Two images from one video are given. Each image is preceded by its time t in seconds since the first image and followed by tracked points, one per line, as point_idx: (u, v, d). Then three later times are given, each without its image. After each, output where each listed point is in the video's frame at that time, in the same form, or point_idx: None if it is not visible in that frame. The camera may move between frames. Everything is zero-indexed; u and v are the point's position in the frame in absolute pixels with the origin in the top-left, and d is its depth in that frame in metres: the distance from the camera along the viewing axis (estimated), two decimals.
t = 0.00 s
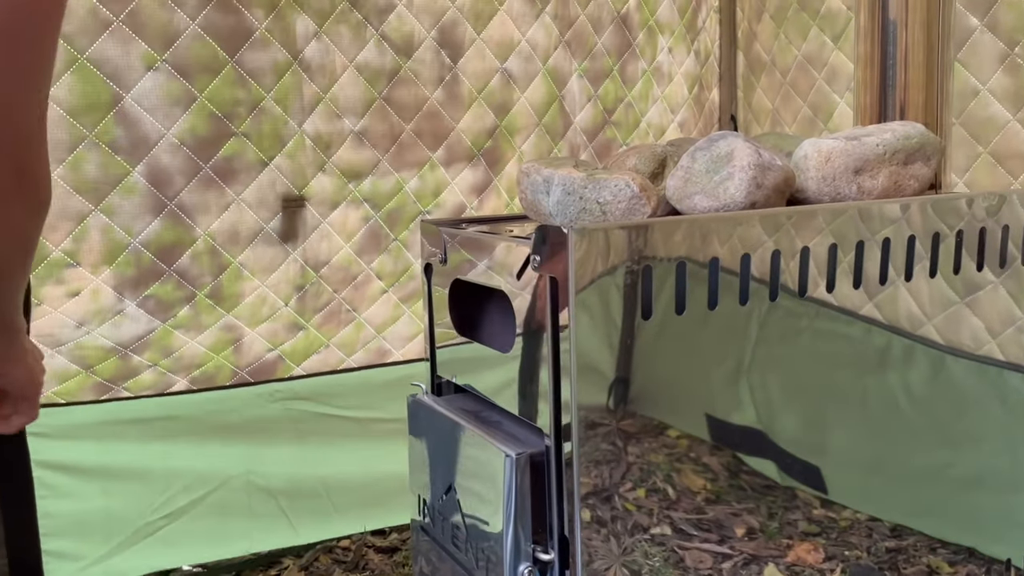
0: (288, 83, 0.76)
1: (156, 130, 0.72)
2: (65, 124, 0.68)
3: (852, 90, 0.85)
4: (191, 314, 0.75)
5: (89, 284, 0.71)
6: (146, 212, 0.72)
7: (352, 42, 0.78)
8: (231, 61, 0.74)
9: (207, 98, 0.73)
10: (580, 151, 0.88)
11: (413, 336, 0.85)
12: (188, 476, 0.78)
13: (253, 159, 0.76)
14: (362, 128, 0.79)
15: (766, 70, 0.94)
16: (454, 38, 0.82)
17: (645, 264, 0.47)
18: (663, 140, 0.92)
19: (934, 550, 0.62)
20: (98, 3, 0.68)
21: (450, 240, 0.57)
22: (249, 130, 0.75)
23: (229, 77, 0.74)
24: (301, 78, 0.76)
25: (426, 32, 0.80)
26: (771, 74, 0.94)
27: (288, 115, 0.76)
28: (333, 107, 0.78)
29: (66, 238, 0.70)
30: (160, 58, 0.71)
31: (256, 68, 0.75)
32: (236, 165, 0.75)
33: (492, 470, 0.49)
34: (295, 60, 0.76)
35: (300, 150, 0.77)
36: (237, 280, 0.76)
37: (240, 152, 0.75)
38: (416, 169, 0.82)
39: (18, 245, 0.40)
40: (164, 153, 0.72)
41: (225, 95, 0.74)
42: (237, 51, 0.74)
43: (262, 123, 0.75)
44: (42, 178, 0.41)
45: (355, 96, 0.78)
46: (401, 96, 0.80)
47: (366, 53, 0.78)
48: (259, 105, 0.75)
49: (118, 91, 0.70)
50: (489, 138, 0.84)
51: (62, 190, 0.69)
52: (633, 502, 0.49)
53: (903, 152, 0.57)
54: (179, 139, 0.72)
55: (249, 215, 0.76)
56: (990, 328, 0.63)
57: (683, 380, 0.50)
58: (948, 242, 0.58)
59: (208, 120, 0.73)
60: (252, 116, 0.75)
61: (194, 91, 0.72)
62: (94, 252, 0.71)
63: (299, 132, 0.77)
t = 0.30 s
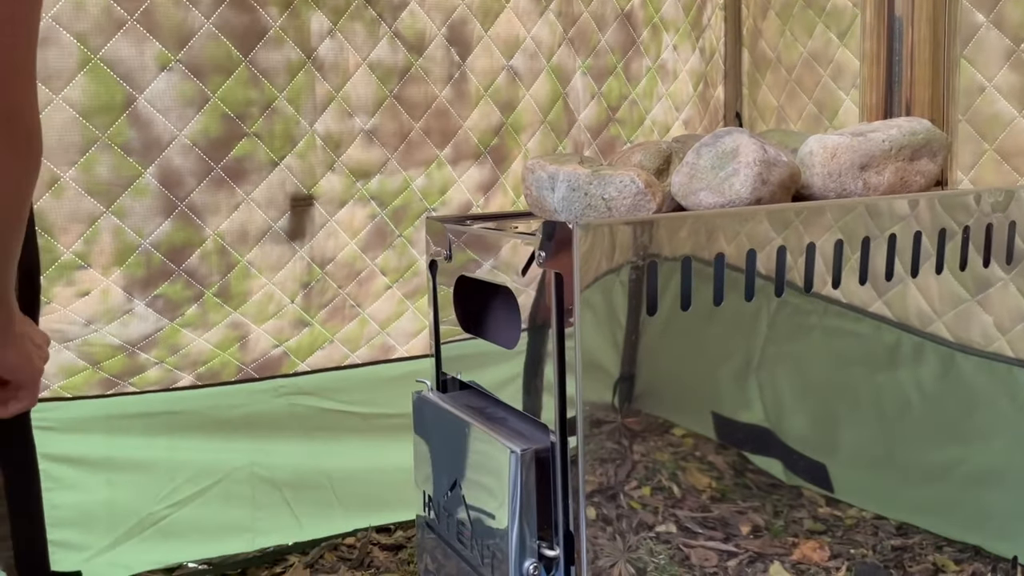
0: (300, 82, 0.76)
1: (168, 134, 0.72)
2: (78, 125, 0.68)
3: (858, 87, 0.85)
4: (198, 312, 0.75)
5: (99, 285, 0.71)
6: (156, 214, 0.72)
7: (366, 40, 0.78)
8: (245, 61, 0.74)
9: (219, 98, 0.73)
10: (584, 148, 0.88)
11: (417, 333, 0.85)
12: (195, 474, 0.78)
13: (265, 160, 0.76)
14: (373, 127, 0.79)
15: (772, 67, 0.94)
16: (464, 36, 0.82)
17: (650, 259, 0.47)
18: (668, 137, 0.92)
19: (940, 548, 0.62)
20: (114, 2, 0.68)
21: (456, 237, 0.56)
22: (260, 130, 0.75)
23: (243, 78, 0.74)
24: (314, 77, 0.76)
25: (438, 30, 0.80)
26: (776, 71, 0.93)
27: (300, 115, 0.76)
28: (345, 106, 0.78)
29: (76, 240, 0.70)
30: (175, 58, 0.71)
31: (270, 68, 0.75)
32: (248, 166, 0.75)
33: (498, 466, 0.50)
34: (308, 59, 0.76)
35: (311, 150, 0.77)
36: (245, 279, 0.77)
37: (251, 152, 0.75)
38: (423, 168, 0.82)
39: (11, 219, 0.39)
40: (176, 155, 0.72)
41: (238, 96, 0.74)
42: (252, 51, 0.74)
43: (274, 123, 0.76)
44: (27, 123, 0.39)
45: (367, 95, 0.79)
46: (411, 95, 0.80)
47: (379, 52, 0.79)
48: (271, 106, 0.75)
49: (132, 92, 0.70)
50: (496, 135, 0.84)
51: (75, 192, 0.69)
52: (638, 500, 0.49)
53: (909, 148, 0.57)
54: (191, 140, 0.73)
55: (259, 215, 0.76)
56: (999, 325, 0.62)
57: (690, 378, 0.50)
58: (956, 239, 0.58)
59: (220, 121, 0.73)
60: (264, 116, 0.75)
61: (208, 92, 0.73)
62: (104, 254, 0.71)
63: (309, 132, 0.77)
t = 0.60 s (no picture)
0: (300, 79, 0.76)
1: (169, 130, 0.72)
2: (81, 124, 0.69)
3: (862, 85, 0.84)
4: (200, 309, 0.75)
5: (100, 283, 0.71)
6: (157, 211, 0.72)
7: (366, 37, 0.78)
8: (245, 58, 0.74)
9: (219, 96, 0.73)
10: (583, 145, 0.88)
11: (418, 331, 0.85)
12: (201, 472, 0.78)
13: (264, 158, 0.76)
14: (371, 125, 0.79)
15: (776, 65, 0.94)
16: (463, 34, 0.82)
17: (652, 256, 0.47)
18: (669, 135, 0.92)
19: (944, 546, 0.62)
20: None
21: (458, 234, 0.57)
22: (259, 128, 0.75)
23: (243, 75, 0.74)
24: (314, 74, 0.76)
25: (437, 27, 0.80)
26: (780, 69, 0.93)
27: (299, 113, 0.77)
28: (344, 103, 0.78)
29: (76, 237, 0.69)
30: (175, 58, 0.71)
31: (269, 65, 0.75)
32: (246, 163, 0.75)
33: (500, 463, 0.50)
34: (308, 57, 0.76)
35: (309, 146, 0.77)
36: (245, 275, 0.77)
37: (250, 150, 0.75)
38: (422, 164, 0.82)
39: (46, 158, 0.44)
40: (175, 153, 0.72)
41: (238, 93, 0.74)
42: (251, 49, 0.74)
43: (274, 121, 0.76)
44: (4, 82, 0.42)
45: (366, 94, 0.79)
46: (411, 92, 0.80)
47: (379, 49, 0.79)
48: (270, 103, 0.75)
49: (131, 90, 0.70)
50: (495, 132, 0.84)
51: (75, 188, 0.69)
52: (641, 498, 0.49)
53: (912, 145, 0.57)
54: (191, 137, 0.73)
55: (258, 212, 0.76)
56: (1002, 322, 0.62)
57: (693, 376, 0.50)
58: (960, 237, 0.58)
59: (219, 119, 0.74)
60: (264, 113, 0.75)
61: (208, 91, 0.73)
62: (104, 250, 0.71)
63: (308, 129, 0.77)
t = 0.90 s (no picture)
0: (286, 71, 0.75)
1: (155, 115, 0.71)
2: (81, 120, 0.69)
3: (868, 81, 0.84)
4: (201, 299, 0.75)
5: (96, 257, 0.71)
6: (146, 187, 0.72)
7: (360, 32, 0.77)
8: (230, 52, 0.73)
9: (205, 85, 0.73)
10: (591, 142, 0.88)
11: (424, 329, 0.85)
12: (205, 467, 0.78)
13: (251, 144, 0.75)
14: (367, 117, 0.79)
15: (781, 61, 0.93)
16: (469, 29, 0.81)
17: (658, 250, 0.47)
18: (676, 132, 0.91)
19: (948, 545, 0.62)
20: None
21: (462, 229, 0.56)
22: (245, 117, 0.75)
23: (227, 68, 0.73)
24: (301, 68, 0.76)
25: (440, 22, 0.80)
26: (785, 65, 0.93)
27: (286, 103, 0.76)
28: (336, 95, 0.77)
29: (69, 209, 0.70)
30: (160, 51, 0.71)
31: (252, 60, 0.74)
32: (233, 149, 0.75)
33: (503, 458, 0.50)
34: (295, 51, 0.76)
35: (300, 135, 0.77)
36: (245, 263, 0.76)
37: (237, 138, 0.75)
38: (426, 159, 0.82)
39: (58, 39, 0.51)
40: (163, 136, 0.72)
41: (222, 84, 0.73)
42: (236, 43, 0.73)
43: (258, 112, 0.75)
44: None
45: (360, 86, 0.78)
46: (411, 86, 0.80)
47: (373, 43, 0.78)
48: (256, 94, 0.75)
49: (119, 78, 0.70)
50: (502, 129, 0.84)
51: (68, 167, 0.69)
52: (645, 496, 0.49)
53: (918, 140, 0.57)
54: (177, 123, 0.72)
55: (252, 199, 0.76)
56: (1007, 320, 0.62)
57: (697, 374, 0.49)
58: (965, 234, 0.58)
59: (205, 109, 0.73)
60: (249, 103, 0.75)
61: (192, 81, 0.72)
62: (99, 224, 0.71)
63: (297, 119, 0.77)
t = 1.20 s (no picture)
0: (282, 63, 0.75)
1: (159, 101, 0.72)
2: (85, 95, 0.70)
3: (877, 80, 0.84)
4: (205, 265, 0.75)
5: (105, 220, 0.72)
6: (150, 163, 0.73)
7: (353, 27, 0.77)
8: (229, 43, 0.74)
9: (206, 74, 0.73)
10: (607, 141, 0.88)
11: (433, 325, 0.84)
12: (212, 454, 0.79)
13: (247, 130, 0.75)
14: (359, 108, 0.78)
15: (791, 61, 0.93)
16: (462, 26, 0.81)
17: (667, 248, 0.46)
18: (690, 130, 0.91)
19: (959, 547, 0.61)
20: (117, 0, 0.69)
21: (471, 226, 0.57)
22: (243, 104, 0.75)
23: (226, 58, 0.74)
24: (297, 60, 0.76)
25: (433, 19, 0.80)
26: (796, 64, 0.92)
27: (281, 93, 0.76)
28: (330, 86, 0.77)
29: (82, 176, 0.71)
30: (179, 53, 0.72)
31: (253, 50, 0.74)
32: (229, 134, 0.75)
33: (512, 454, 0.49)
34: (292, 44, 0.76)
35: (293, 123, 0.76)
36: (247, 233, 0.76)
37: (234, 125, 0.75)
38: (416, 148, 0.81)
39: None
40: (167, 117, 0.73)
41: (223, 73, 0.74)
42: (236, 34, 0.74)
43: (256, 100, 0.75)
44: None
45: (353, 78, 0.78)
46: (402, 80, 0.79)
47: (367, 37, 0.78)
48: (253, 83, 0.75)
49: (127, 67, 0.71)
50: (500, 123, 0.83)
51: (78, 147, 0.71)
52: (654, 495, 0.49)
53: (931, 138, 0.57)
54: (180, 108, 0.73)
55: (248, 180, 0.76)
56: (1018, 321, 0.61)
57: (706, 374, 0.49)
58: (978, 233, 0.58)
59: (206, 96, 0.73)
60: (247, 92, 0.75)
61: (193, 68, 0.73)
62: (109, 190, 0.72)
63: (291, 107, 0.76)
